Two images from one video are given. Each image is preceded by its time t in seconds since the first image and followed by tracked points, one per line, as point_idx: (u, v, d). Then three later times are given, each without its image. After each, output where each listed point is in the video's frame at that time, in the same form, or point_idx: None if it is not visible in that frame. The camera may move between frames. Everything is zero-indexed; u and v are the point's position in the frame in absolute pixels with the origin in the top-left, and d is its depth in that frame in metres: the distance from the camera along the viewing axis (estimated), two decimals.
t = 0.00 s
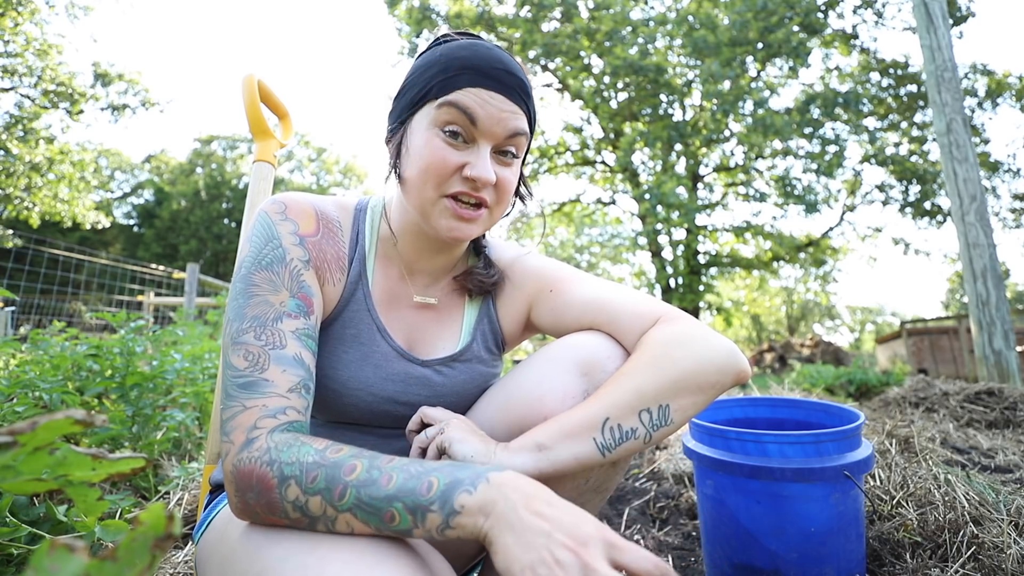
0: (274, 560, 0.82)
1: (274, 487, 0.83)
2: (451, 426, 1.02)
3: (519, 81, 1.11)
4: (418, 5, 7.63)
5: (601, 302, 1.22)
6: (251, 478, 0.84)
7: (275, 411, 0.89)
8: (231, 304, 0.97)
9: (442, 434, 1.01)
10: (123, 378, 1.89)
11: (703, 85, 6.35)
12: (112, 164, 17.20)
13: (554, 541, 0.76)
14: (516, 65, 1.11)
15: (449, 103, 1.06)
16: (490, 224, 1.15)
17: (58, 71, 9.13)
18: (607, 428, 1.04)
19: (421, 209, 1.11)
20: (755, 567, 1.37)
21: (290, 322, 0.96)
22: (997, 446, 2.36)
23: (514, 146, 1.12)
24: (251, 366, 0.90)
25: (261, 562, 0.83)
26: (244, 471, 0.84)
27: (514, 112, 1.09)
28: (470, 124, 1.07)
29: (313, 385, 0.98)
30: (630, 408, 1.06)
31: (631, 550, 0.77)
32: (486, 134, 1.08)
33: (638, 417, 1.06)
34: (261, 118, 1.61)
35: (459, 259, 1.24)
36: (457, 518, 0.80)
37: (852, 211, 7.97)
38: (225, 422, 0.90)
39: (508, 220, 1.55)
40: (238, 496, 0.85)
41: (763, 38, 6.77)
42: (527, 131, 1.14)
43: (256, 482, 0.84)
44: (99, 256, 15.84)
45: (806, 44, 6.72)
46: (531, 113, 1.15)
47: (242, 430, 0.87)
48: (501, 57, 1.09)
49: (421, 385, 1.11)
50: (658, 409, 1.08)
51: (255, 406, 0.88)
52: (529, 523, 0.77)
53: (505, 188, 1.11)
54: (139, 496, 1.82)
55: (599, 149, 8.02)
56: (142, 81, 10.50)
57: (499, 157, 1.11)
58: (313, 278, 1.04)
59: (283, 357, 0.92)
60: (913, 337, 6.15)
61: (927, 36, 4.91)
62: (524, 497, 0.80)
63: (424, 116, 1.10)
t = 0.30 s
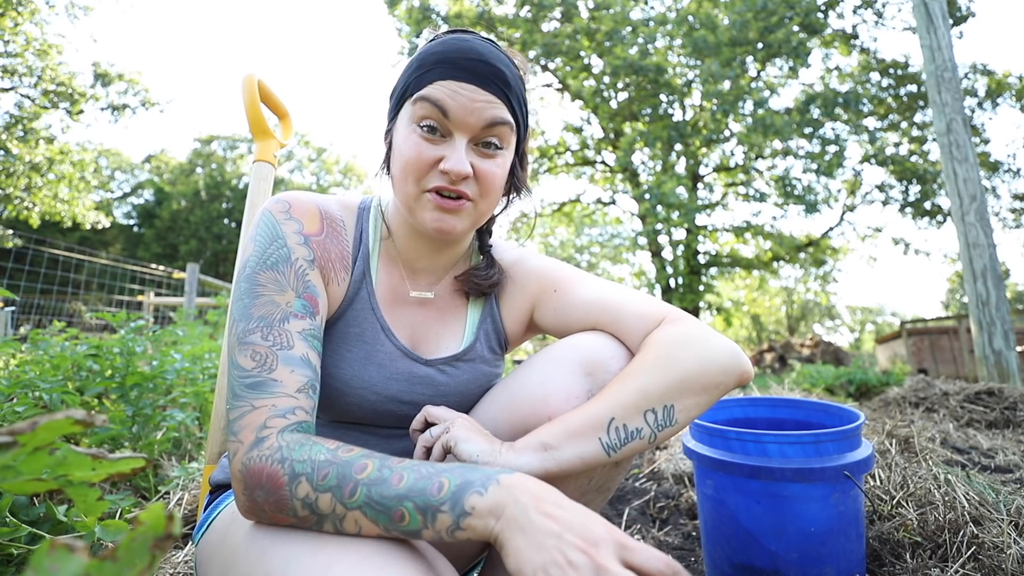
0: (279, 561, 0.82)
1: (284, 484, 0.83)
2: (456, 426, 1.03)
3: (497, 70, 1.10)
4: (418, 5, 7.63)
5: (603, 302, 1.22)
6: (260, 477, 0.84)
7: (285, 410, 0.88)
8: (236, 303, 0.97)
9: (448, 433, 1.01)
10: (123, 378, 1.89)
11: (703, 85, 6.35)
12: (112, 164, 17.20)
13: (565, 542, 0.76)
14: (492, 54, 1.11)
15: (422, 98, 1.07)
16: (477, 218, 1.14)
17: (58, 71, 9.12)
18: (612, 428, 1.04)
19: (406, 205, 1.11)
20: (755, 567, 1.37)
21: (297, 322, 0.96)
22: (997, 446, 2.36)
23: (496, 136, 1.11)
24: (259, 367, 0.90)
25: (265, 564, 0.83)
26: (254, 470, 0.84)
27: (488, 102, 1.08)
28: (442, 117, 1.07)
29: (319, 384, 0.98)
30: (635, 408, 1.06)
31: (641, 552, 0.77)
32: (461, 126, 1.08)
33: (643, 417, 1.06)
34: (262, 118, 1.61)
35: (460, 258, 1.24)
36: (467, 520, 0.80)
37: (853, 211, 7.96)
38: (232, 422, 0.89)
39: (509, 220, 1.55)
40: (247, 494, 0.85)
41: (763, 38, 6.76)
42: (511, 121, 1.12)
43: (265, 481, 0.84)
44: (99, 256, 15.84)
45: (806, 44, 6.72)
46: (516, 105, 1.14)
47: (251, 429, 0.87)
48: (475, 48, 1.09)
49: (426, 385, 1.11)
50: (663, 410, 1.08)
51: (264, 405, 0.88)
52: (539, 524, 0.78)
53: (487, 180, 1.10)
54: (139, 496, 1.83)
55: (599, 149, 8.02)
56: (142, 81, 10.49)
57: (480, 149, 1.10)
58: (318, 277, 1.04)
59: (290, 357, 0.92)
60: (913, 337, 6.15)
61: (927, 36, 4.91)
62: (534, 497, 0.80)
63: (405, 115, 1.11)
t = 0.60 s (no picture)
0: (278, 561, 0.82)
1: (284, 485, 0.83)
2: (456, 425, 1.03)
3: (501, 71, 1.10)
4: (418, 5, 7.63)
5: (604, 302, 1.22)
6: (260, 477, 0.84)
7: (286, 410, 0.88)
8: (237, 303, 0.97)
9: (448, 432, 1.01)
10: (123, 378, 1.89)
11: (703, 85, 6.35)
12: (112, 164, 17.20)
13: (564, 544, 0.76)
14: (496, 55, 1.11)
15: (425, 97, 1.07)
16: (479, 220, 1.14)
17: (58, 70, 9.12)
18: (612, 428, 1.04)
19: (408, 206, 1.11)
20: (755, 567, 1.36)
21: (297, 322, 0.96)
22: (997, 446, 2.35)
23: (499, 137, 1.11)
24: (260, 366, 0.90)
25: (265, 563, 0.83)
26: (254, 470, 0.84)
27: (492, 102, 1.08)
28: (446, 117, 1.07)
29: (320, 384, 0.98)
30: (636, 408, 1.06)
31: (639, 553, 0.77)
32: (464, 126, 1.08)
33: (643, 418, 1.06)
34: (262, 118, 1.61)
35: (461, 258, 1.24)
36: (465, 521, 0.80)
37: (853, 211, 7.96)
38: (232, 421, 0.89)
39: (509, 220, 1.55)
40: (247, 494, 0.85)
41: (763, 38, 6.77)
42: (514, 121, 1.13)
43: (265, 481, 0.84)
44: (99, 256, 15.84)
45: (806, 44, 6.72)
46: (519, 105, 1.14)
47: (252, 429, 0.87)
48: (480, 49, 1.09)
49: (426, 385, 1.11)
50: (664, 410, 1.08)
51: (265, 405, 0.88)
52: (538, 526, 0.78)
53: (489, 181, 1.10)
54: (139, 495, 1.83)
55: (599, 149, 8.02)
56: (142, 81, 10.48)
57: (483, 150, 1.10)
58: (319, 277, 1.04)
59: (291, 357, 0.92)
60: (913, 337, 6.15)
61: (927, 36, 4.91)
62: (533, 499, 0.80)
63: (408, 115, 1.11)
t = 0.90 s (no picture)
0: (279, 561, 0.82)
1: (284, 485, 0.83)
2: (456, 426, 1.02)
3: (514, 75, 1.11)
4: (418, 5, 7.63)
5: (604, 302, 1.22)
6: (260, 477, 0.84)
7: (286, 410, 0.88)
8: (236, 304, 0.97)
9: (448, 433, 1.01)
10: (123, 378, 1.89)
11: (703, 85, 6.35)
12: (112, 164, 17.21)
13: (566, 543, 0.76)
14: (509, 59, 1.11)
15: (443, 100, 1.06)
16: (489, 222, 1.15)
17: (58, 71, 9.12)
18: (612, 428, 1.04)
19: (420, 208, 1.10)
20: (755, 567, 1.37)
21: (297, 322, 0.96)
22: (997, 446, 2.35)
23: (511, 141, 1.12)
24: (259, 366, 0.90)
25: (265, 563, 0.83)
26: (254, 471, 0.84)
27: (508, 107, 1.09)
28: (464, 121, 1.07)
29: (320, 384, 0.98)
30: (636, 408, 1.06)
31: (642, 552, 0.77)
32: (481, 130, 1.08)
33: (643, 418, 1.06)
34: (262, 118, 1.61)
35: (463, 256, 1.24)
36: (467, 521, 0.80)
37: (853, 211, 7.96)
38: (232, 422, 0.89)
39: (509, 220, 1.55)
40: (247, 494, 0.85)
41: (763, 38, 6.77)
42: (524, 125, 1.14)
43: (266, 482, 0.84)
44: (99, 256, 15.84)
45: (806, 44, 6.73)
46: (528, 110, 1.15)
47: (251, 430, 0.87)
48: (494, 53, 1.10)
49: (426, 385, 1.11)
50: (663, 411, 1.08)
51: (264, 405, 0.88)
52: (540, 526, 0.78)
53: (503, 185, 1.11)
54: (139, 496, 1.83)
55: (599, 149, 8.03)
56: (142, 81, 10.48)
57: (495, 154, 1.11)
58: (318, 277, 1.04)
59: (291, 357, 0.92)
60: (913, 337, 6.15)
61: (927, 36, 4.91)
62: (535, 499, 0.80)
63: (419, 115, 1.10)
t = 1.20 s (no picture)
0: (279, 560, 0.82)
1: (285, 485, 0.83)
2: (456, 423, 1.03)
3: (523, 83, 1.13)
4: (418, 5, 7.63)
5: (603, 302, 1.22)
6: (261, 477, 0.84)
7: (286, 409, 0.89)
8: (233, 301, 0.97)
9: (447, 430, 1.02)
10: (123, 378, 1.89)
11: (703, 85, 6.35)
12: (112, 164, 17.20)
13: (570, 538, 0.76)
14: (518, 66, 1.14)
15: (460, 102, 1.06)
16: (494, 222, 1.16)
17: (58, 70, 9.12)
18: (611, 427, 1.04)
19: (430, 206, 1.10)
20: (755, 567, 1.37)
21: (295, 320, 0.96)
22: (997, 446, 2.35)
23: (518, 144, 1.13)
24: (258, 365, 0.90)
25: (266, 561, 0.83)
26: (255, 470, 0.84)
27: (519, 112, 1.11)
28: (479, 123, 1.07)
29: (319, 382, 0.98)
30: (635, 408, 1.06)
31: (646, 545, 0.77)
32: (495, 133, 1.08)
33: (641, 418, 1.06)
34: (262, 118, 1.61)
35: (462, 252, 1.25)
36: (471, 519, 0.80)
37: (852, 211, 7.96)
38: (232, 421, 0.89)
39: (508, 220, 1.55)
40: (247, 493, 0.85)
41: (763, 38, 6.77)
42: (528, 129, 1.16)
43: (266, 481, 0.84)
44: (99, 256, 15.84)
45: (806, 44, 6.73)
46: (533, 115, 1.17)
47: (251, 428, 0.87)
48: (507, 60, 1.11)
49: (426, 382, 1.11)
50: (663, 411, 1.08)
51: (264, 404, 0.88)
52: (543, 522, 0.78)
53: (512, 188, 1.12)
54: (139, 496, 1.83)
55: (599, 149, 8.02)
56: (142, 81, 10.48)
57: (505, 156, 1.12)
58: (315, 274, 1.04)
59: (290, 355, 0.92)
60: (913, 337, 6.15)
61: (927, 36, 4.91)
62: (537, 496, 0.80)
63: (433, 113, 1.09)
